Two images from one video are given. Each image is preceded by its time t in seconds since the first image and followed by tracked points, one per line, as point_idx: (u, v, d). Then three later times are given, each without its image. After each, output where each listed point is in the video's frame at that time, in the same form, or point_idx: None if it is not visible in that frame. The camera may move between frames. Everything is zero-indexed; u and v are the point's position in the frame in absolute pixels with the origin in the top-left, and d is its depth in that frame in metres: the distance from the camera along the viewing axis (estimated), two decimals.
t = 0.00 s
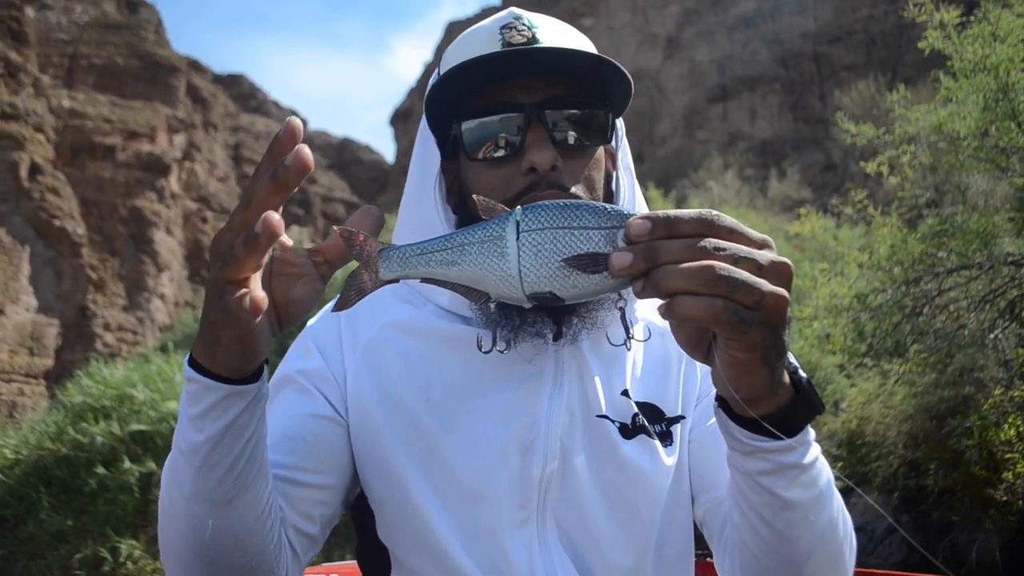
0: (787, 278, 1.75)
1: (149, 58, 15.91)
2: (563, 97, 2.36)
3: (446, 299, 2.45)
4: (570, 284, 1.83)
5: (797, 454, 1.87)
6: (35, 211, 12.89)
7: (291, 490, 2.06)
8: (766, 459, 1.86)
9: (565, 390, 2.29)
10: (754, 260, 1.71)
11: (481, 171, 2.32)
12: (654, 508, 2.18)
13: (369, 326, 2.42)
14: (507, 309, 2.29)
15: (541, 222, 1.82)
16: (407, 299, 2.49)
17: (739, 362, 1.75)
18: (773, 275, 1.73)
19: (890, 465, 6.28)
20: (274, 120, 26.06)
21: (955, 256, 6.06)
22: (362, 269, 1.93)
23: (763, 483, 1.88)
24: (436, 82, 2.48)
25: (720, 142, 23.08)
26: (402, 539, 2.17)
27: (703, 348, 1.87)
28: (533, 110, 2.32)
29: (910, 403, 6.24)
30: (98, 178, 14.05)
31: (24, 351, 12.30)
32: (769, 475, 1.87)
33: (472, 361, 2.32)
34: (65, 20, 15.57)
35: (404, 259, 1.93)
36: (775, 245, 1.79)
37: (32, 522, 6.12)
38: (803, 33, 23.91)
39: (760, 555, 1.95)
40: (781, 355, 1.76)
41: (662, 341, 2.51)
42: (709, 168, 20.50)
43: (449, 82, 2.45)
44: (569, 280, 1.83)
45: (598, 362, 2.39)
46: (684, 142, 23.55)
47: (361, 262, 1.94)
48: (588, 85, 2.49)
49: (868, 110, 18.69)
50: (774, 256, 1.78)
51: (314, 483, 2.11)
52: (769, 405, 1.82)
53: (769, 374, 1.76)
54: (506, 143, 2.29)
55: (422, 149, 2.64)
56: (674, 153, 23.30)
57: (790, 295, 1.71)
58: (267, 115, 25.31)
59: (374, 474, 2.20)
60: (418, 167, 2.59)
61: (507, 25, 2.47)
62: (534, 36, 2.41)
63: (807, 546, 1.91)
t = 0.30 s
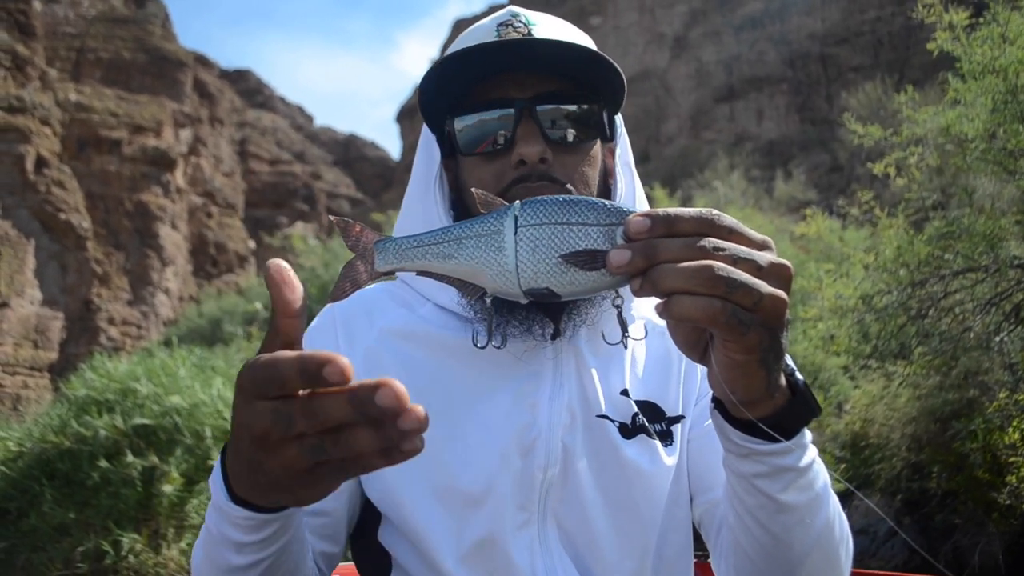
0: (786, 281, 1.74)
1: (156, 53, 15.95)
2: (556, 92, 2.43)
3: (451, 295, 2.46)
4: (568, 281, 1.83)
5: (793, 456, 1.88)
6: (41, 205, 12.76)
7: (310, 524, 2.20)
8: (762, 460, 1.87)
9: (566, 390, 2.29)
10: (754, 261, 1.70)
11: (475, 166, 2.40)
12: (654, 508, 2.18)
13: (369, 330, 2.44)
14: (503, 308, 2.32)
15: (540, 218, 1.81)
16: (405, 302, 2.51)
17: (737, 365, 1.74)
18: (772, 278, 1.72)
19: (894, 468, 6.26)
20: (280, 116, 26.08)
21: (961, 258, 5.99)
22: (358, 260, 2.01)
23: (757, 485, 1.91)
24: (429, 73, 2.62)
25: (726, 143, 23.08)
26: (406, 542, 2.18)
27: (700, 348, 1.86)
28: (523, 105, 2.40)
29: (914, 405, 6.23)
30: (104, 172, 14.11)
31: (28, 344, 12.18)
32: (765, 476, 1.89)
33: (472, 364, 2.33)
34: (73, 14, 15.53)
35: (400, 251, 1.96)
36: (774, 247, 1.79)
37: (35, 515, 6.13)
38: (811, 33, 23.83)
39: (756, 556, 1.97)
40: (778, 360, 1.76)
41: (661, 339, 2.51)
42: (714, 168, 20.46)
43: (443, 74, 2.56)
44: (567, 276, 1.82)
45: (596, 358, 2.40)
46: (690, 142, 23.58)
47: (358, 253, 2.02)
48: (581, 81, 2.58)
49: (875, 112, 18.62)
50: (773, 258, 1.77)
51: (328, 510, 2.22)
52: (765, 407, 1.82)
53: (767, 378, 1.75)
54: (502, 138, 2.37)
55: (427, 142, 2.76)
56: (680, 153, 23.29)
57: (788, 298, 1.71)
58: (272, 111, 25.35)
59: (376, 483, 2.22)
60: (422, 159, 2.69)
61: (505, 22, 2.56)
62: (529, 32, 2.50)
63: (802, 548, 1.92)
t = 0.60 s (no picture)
0: (785, 290, 1.73)
1: (159, 49, 15.96)
2: (539, 94, 2.49)
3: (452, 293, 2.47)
4: (567, 285, 1.81)
5: (788, 462, 1.89)
6: (43, 200, 12.75)
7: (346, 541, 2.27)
8: (759, 466, 1.88)
9: (566, 387, 2.30)
10: (753, 271, 1.69)
11: (465, 171, 2.47)
12: (656, 504, 2.18)
13: (368, 330, 2.46)
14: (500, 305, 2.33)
15: (541, 222, 1.81)
16: (405, 301, 2.54)
17: (734, 373, 1.75)
18: (770, 287, 1.71)
19: (896, 466, 6.25)
20: (283, 113, 26.12)
21: (965, 256, 6.02)
22: (357, 258, 2.05)
23: (755, 489, 1.91)
24: (408, 83, 2.70)
25: (729, 141, 23.05)
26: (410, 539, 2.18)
27: (698, 354, 1.85)
28: (505, 109, 2.45)
29: (917, 403, 6.22)
30: (106, 168, 14.16)
31: (31, 340, 12.24)
32: (762, 482, 1.89)
33: (471, 361, 2.33)
34: (76, 10, 15.53)
35: (400, 251, 1.98)
36: (775, 256, 1.77)
37: (36, 511, 6.13)
38: (814, 32, 23.78)
39: (751, 558, 1.98)
40: (775, 369, 1.76)
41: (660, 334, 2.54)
42: (717, 167, 20.44)
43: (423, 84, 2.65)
44: (566, 280, 1.81)
45: (596, 355, 2.42)
46: (692, 141, 23.58)
47: (357, 252, 2.06)
48: (564, 83, 2.64)
49: (878, 110, 18.58)
50: (773, 266, 1.75)
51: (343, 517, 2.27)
52: (762, 413, 1.83)
53: (763, 386, 1.77)
54: (489, 143, 2.43)
55: (420, 151, 2.86)
56: (683, 152, 23.29)
57: (785, 307, 1.70)
58: (275, 108, 25.38)
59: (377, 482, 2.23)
60: (415, 168, 2.79)
61: (483, 29, 2.62)
62: (508, 36, 2.56)
63: (797, 550, 1.94)
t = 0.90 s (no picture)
0: (782, 287, 1.71)
1: (157, 51, 15.95)
2: (534, 96, 2.48)
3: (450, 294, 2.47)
4: (565, 284, 1.81)
5: (786, 458, 1.89)
6: (42, 203, 12.75)
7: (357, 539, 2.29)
8: (756, 462, 1.88)
9: (563, 386, 2.32)
10: (750, 268, 1.68)
11: (463, 176, 2.47)
12: (655, 500, 2.18)
13: (368, 333, 2.46)
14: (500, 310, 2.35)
15: (538, 221, 1.80)
16: (404, 303, 2.55)
17: (732, 371, 1.75)
18: (768, 284, 1.69)
19: (897, 463, 6.25)
20: (281, 115, 26.12)
21: (964, 252, 6.02)
22: (356, 260, 2.05)
23: (752, 485, 1.91)
24: (405, 87, 2.70)
25: (728, 140, 23.05)
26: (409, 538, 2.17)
27: (695, 350, 1.84)
28: (500, 112, 2.45)
29: (917, 400, 6.19)
30: (105, 170, 14.13)
31: (30, 343, 12.22)
32: (759, 477, 1.89)
33: (470, 362, 2.35)
34: (74, 12, 15.51)
35: (398, 252, 1.98)
36: (772, 252, 1.75)
37: (37, 514, 6.12)
38: (811, 31, 23.75)
39: (750, 553, 1.98)
40: (772, 364, 1.76)
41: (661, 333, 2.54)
42: (715, 166, 20.43)
43: (419, 89, 2.65)
44: (564, 279, 1.81)
45: (593, 354, 2.43)
46: (691, 140, 23.61)
47: (356, 252, 2.06)
48: (557, 84, 2.64)
49: (877, 108, 18.56)
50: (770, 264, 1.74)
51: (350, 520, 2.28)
52: (760, 410, 1.82)
53: (760, 383, 1.76)
54: (485, 146, 2.43)
55: (416, 154, 2.85)
56: (681, 151, 23.31)
57: (784, 304, 1.69)
58: (273, 110, 25.38)
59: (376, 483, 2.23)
60: (412, 172, 2.79)
61: (477, 31, 2.59)
62: (502, 39, 2.53)
63: (795, 545, 1.94)
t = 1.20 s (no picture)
0: (786, 287, 1.71)
1: (153, 57, 15.94)
2: (525, 101, 2.48)
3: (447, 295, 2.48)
4: (570, 284, 1.80)
5: (786, 458, 1.88)
6: (39, 209, 12.73)
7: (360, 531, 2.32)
8: (758, 461, 1.87)
9: (560, 386, 2.33)
10: (754, 269, 1.67)
11: (456, 181, 2.47)
12: (654, 499, 2.17)
13: (368, 337, 2.45)
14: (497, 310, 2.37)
15: (543, 221, 1.79)
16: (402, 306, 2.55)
17: (735, 369, 1.74)
18: (772, 285, 1.69)
19: (897, 462, 6.23)
20: (279, 120, 26.16)
21: (963, 251, 6.03)
22: (361, 258, 2.07)
23: (753, 484, 1.90)
24: (396, 95, 2.72)
25: (725, 141, 23.06)
26: (408, 541, 2.16)
27: (697, 349, 1.84)
28: (491, 118, 2.45)
29: (917, 399, 6.17)
30: (102, 176, 14.12)
31: (28, 350, 12.18)
32: (760, 476, 1.89)
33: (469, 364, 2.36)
34: (70, 19, 15.49)
35: (404, 251, 1.98)
36: (775, 254, 1.76)
37: (36, 521, 6.09)
38: (806, 31, 23.73)
39: (750, 552, 1.97)
40: (774, 363, 1.75)
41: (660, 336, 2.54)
42: (712, 167, 20.46)
43: (410, 97, 2.66)
44: (569, 279, 1.80)
45: (591, 354, 2.44)
46: (688, 140, 23.66)
47: (361, 252, 2.08)
48: (549, 89, 2.64)
49: (873, 108, 18.56)
50: (773, 265, 1.74)
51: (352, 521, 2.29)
52: (762, 410, 1.81)
53: (763, 383, 1.75)
54: (478, 151, 2.44)
55: (409, 163, 2.86)
56: (678, 152, 23.39)
57: (787, 305, 1.69)
58: (270, 114, 25.40)
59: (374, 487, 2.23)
60: (407, 180, 2.79)
61: (466, 39, 2.61)
62: (491, 46, 2.55)
63: (795, 544, 1.94)
